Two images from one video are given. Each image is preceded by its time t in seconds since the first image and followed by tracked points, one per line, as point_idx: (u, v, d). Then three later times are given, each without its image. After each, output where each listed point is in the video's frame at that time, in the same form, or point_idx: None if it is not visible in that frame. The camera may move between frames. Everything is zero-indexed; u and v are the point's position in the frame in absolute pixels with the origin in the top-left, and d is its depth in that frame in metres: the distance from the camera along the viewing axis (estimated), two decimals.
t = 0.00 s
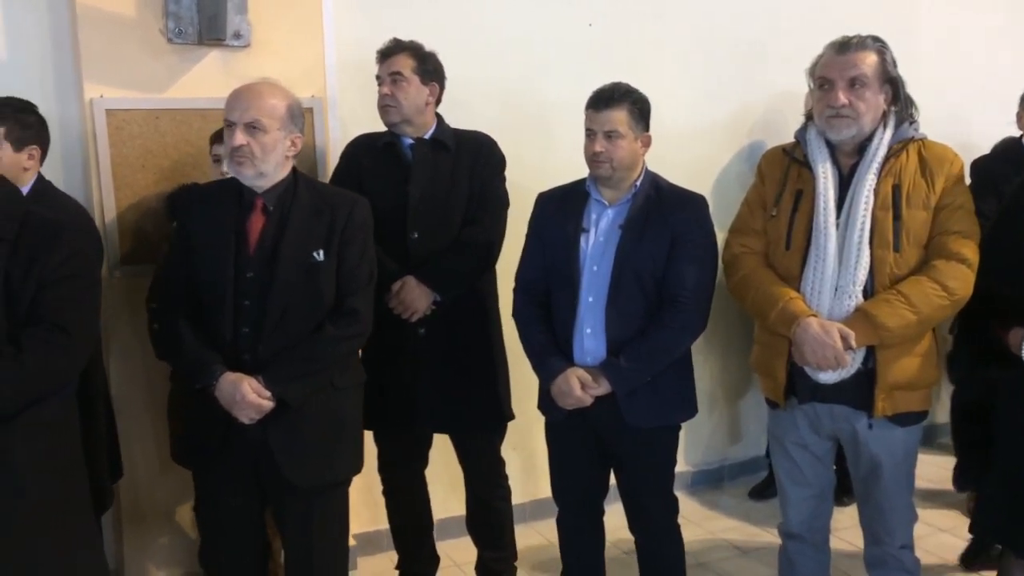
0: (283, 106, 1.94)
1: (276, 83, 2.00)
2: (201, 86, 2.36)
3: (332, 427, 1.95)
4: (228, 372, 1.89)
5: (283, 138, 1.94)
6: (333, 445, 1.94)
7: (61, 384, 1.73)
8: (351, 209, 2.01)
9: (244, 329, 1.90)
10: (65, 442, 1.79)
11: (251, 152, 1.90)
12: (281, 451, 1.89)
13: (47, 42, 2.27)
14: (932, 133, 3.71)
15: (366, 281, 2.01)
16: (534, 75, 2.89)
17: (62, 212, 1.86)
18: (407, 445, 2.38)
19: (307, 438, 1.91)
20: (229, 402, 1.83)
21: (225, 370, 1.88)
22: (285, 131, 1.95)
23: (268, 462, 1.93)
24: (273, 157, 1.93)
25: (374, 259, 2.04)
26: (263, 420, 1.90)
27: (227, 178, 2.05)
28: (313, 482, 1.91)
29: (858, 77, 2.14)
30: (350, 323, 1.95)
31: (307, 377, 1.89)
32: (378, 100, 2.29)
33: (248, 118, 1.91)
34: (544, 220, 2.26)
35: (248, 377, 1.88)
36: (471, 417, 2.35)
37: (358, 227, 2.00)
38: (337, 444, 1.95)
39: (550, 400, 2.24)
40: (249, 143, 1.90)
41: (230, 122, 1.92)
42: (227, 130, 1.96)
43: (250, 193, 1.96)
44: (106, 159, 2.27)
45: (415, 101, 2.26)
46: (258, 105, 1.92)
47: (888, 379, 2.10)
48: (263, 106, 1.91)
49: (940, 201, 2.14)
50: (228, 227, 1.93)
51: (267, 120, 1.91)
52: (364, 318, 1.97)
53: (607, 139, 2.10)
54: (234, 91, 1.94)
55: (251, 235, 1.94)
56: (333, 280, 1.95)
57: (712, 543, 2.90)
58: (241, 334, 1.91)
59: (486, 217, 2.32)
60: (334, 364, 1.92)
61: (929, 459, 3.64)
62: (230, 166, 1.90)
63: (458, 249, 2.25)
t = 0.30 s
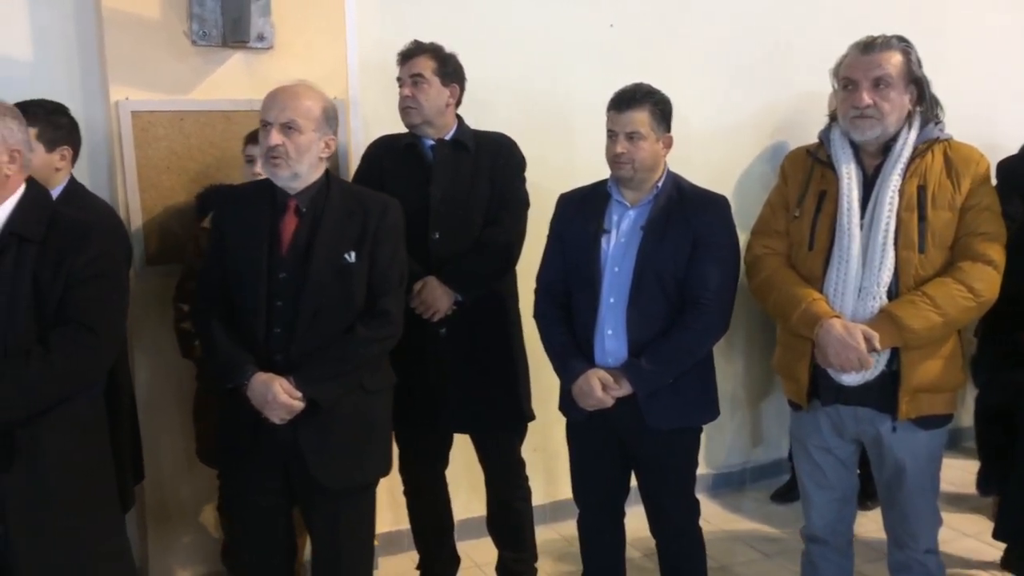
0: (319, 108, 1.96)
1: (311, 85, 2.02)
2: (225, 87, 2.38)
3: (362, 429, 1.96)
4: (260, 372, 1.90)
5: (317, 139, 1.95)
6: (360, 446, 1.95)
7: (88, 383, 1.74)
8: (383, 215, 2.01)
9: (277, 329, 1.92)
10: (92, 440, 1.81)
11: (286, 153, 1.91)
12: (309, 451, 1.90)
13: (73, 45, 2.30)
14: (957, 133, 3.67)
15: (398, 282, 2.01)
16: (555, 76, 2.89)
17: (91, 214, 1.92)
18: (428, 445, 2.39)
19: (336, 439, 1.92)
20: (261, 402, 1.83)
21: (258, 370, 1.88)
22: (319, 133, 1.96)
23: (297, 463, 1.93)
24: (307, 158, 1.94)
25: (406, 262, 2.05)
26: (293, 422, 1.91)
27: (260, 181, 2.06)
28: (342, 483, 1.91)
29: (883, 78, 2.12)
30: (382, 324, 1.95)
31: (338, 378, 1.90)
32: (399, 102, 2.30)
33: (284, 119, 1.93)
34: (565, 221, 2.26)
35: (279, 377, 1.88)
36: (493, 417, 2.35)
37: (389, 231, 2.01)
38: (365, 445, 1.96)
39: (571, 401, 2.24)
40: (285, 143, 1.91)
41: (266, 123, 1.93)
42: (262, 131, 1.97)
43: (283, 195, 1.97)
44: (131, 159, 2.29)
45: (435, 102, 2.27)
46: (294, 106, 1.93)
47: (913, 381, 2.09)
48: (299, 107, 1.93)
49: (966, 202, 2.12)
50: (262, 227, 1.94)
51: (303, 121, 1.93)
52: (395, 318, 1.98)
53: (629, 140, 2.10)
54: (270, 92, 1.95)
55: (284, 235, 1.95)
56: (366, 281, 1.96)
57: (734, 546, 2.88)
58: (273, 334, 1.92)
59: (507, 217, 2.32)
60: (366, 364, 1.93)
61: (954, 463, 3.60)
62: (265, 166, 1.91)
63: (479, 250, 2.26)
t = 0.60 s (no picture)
0: (361, 110, 1.97)
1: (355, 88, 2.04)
2: (259, 90, 2.41)
3: (397, 431, 1.97)
4: (297, 373, 1.92)
5: (358, 141, 1.97)
6: (394, 448, 1.96)
7: (125, 382, 1.77)
8: (421, 216, 2.02)
9: (312, 331, 1.93)
10: (129, 437, 1.84)
11: (326, 154, 1.93)
12: (344, 451, 1.91)
13: (110, 49, 2.34)
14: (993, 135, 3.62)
15: (434, 286, 2.02)
16: (586, 77, 2.89)
17: (130, 216, 1.95)
18: (458, 445, 2.40)
19: (370, 440, 1.93)
20: (296, 403, 1.85)
21: (295, 371, 1.90)
22: (361, 136, 1.97)
23: (331, 463, 1.95)
24: (347, 160, 1.95)
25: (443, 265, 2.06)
26: (327, 422, 1.92)
27: (296, 180, 2.08)
28: (375, 483, 1.92)
29: (918, 78, 2.10)
30: (416, 329, 1.96)
31: (373, 380, 1.91)
32: (431, 104, 2.31)
33: (327, 120, 1.95)
34: (595, 222, 2.26)
35: (315, 378, 1.90)
36: (522, 418, 2.35)
37: (427, 234, 2.02)
38: (398, 447, 1.97)
39: (600, 402, 2.23)
40: (326, 144, 1.93)
41: (309, 123, 1.95)
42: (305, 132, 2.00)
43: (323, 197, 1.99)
44: (167, 162, 2.33)
45: (467, 104, 2.28)
46: (337, 108, 1.95)
47: (949, 386, 2.07)
48: (342, 109, 1.95)
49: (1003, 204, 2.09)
50: (301, 228, 1.96)
51: (345, 123, 1.94)
52: (430, 323, 1.99)
53: (660, 142, 2.09)
54: (314, 93, 1.97)
55: (323, 236, 1.96)
56: (401, 284, 1.97)
57: (764, 551, 2.86)
58: (310, 335, 1.94)
59: (537, 218, 2.33)
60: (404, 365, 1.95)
61: (989, 470, 3.54)
62: (305, 166, 1.93)
63: (510, 252, 2.26)
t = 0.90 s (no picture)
0: (401, 112, 1.99)
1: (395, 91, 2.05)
2: (297, 93, 2.44)
3: (432, 432, 1.98)
4: (333, 371, 1.94)
5: (399, 143, 1.99)
6: (429, 448, 1.97)
7: (167, 381, 1.80)
8: (457, 218, 2.03)
9: (348, 330, 1.95)
10: (170, 434, 1.87)
11: (366, 155, 1.95)
12: (379, 450, 1.93)
13: (152, 54, 2.39)
14: None
15: (470, 288, 2.03)
16: (620, 77, 2.89)
17: (171, 218, 1.99)
18: (493, 445, 2.40)
19: (405, 439, 1.95)
20: (332, 401, 1.87)
21: (331, 370, 1.92)
22: (401, 138, 1.99)
23: (366, 461, 1.97)
24: (387, 161, 1.97)
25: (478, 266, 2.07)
26: (362, 420, 1.94)
27: (335, 182, 2.11)
28: (409, 482, 1.93)
29: (959, 74, 2.07)
30: (451, 330, 1.97)
31: (408, 380, 1.92)
32: (467, 105, 2.33)
33: (368, 122, 1.96)
34: (630, 221, 2.26)
35: (351, 377, 1.92)
36: (557, 418, 2.36)
37: (463, 235, 2.02)
38: (432, 446, 1.98)
39: (635, 402, 2.23)
40: (366, 146, 1.95)
41: (351, 124, 1.97)
42: (346, 133, 2.02)
43: (362, 197, 2.01)
44: (207, 164, 2.37)
45: (503, 105, 2.29)
46: (377, 110, 1.97)
47: (990, 385, 2.04)
48: (382, 111, 1.96)
49: None
50: (339, 229, 1.98)
51: (385, 125, 1.96)
52: (465, 324, 2.00)
53: (696, 140, 2.09)
54: (356, 94, 1.99)
55: (360, 237, 1.98)
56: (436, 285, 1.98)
57: (802, 553, 2.83)
58: (345, 334, 1.96)
59: (571, 218, 2.33)
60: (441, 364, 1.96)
61: None
62: (345, 165, 1.95)
63: (544, 251, 2.26)
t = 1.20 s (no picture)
0: (437, 115, 2.01)
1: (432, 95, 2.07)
2: (340, 97, 2.47)
3: (465, 432, 1.99)
4: (365, 370, 1.95)
5: (433, 145, 2.00)
6: (462, 449, 1.98)
7: (211, 380, 1.83)
8: (490, 219, 2.04)
9: (382, 330, 1.97)
10: (215, 432, 1.91)
11: (401, 155, 1.96)
12: (411, 450, 1.94)
13: (198, 59, 2.43)
14: None
15: (502, 288, 2.03)
16: (661, 79, 2.88)
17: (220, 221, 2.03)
18: (531, 447, 2.41)
19: (438, 439, 1.95)
20: (365, 399, 1.88)
21: (363, 369, 1.94)
22: (436, 140, 2.01)
23: (400, 461, 1.98)
24: (421, 162, 1.99)
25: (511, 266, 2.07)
26: (394, 419, 1.96)
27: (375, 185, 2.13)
28: (444, 483, 1.95)
29: (1007, 76, 2.03)
30: (482, 329, 1.97)
31: (439, 380, 1.93)
32: (508, 108, 2.33)
33: (403, 124, 1.99)
34: (670, 224, 2.25)
35: (384, 375, 1.94)
36: (596, 421, 2.36)
37: (496, 237, 2.03)
38: (465, 446, 1.99)
39: (674, 406, 2.22)
40: (401, 146, 1.97)
41: (386, 126, 2.00)
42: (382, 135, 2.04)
43: (397, 201, 2.04)
44: (251, 168, 2.41)
45: (543, 108, 2.30)
46: (413, 112, 2.00)
47: None
48: (418, 113, 1.99)
49: None
50: (374, 230, 2.01)
51: (420, 126, 1.98)
52: (498, 324, 1.99)
53: (738, 143, 2.07)
54: (393, 98, 2.02)
55: (395, 238, 2.01)
56: (469, 286, 1.99)
57: (844, 561, 2.79)
58: (379, 333, 1.98)
59: (610, 221, 2.32)
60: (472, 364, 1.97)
61: None
62: (380, 164, 1.97)
63: (583, 254, 2.26)
